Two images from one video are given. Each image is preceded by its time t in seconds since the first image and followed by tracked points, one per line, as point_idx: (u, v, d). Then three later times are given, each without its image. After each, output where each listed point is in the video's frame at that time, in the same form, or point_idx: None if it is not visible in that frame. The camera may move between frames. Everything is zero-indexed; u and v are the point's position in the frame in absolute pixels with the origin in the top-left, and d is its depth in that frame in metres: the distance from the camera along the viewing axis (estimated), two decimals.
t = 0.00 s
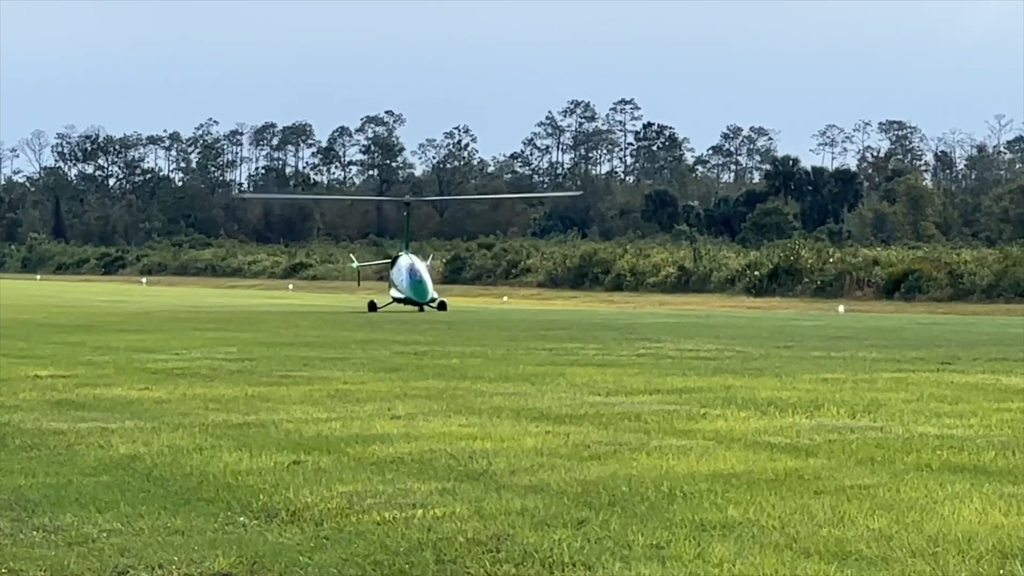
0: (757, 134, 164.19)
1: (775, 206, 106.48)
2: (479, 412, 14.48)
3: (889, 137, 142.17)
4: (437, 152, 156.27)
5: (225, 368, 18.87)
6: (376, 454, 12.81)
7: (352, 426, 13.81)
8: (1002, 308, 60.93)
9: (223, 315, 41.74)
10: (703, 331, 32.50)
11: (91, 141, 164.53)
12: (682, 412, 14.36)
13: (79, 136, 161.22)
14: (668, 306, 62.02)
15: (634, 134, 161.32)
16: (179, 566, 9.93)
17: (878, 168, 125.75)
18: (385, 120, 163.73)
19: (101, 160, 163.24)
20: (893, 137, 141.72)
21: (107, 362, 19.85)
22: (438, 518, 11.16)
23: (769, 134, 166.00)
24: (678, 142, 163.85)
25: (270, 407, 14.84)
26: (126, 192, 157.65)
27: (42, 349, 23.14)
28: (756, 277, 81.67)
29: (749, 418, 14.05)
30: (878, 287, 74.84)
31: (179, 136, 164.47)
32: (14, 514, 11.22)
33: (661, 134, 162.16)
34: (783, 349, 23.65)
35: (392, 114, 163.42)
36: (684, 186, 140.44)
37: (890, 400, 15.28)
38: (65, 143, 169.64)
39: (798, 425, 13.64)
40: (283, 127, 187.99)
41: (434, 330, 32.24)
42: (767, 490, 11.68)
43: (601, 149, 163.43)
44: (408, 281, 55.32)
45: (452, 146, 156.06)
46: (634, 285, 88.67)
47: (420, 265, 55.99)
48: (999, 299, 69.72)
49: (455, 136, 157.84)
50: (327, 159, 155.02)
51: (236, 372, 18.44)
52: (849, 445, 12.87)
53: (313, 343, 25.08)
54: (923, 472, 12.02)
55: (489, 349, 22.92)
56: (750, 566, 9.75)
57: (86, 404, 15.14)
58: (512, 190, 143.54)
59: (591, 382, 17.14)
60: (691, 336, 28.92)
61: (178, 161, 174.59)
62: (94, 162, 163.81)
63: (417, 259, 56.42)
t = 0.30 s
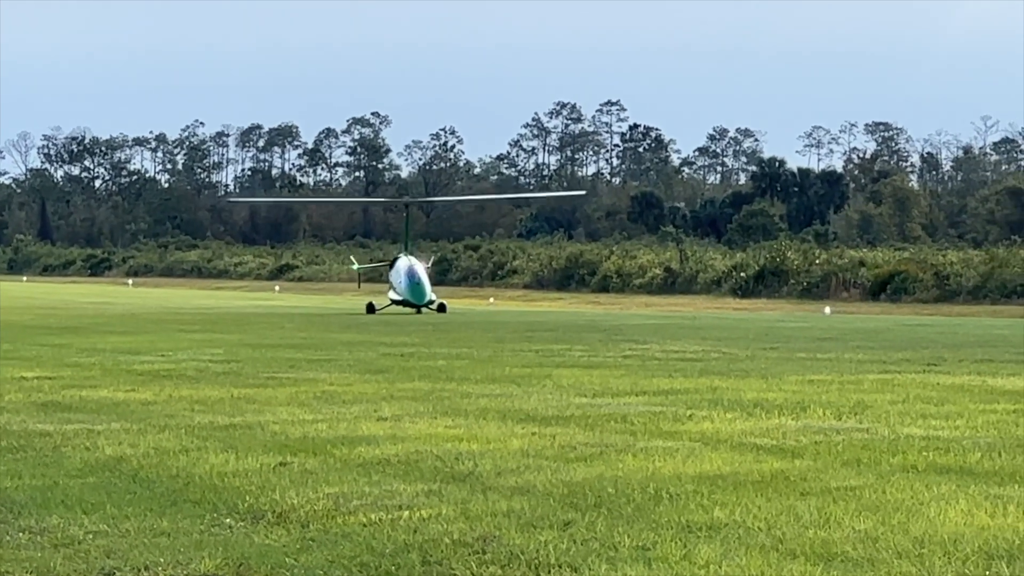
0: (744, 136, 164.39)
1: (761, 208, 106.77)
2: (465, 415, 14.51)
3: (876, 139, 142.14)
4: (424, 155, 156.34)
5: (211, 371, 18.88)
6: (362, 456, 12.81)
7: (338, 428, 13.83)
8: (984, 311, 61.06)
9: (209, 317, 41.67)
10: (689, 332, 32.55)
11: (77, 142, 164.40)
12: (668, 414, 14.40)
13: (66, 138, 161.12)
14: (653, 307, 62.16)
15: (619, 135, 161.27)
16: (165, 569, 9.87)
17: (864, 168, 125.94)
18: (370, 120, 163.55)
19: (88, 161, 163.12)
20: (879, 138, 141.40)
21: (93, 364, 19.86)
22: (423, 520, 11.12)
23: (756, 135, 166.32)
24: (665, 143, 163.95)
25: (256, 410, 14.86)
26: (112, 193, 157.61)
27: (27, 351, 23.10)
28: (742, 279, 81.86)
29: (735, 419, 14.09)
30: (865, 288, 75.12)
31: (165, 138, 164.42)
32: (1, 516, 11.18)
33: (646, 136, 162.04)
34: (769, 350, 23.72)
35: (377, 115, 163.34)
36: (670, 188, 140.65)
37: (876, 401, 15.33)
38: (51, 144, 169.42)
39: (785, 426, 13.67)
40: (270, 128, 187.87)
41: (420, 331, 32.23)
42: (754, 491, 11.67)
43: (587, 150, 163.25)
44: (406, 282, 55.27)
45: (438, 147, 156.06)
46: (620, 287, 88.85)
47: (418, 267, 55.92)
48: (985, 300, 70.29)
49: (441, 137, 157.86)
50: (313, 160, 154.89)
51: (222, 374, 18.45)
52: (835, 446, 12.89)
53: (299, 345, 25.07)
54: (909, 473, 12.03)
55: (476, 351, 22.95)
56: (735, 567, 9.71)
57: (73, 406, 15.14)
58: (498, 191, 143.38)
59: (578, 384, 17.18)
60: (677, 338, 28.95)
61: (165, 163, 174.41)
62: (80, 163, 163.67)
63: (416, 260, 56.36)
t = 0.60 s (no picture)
0: (732, 142, 164.73)
1: (751, 214, 107.04)
2: (454, 421, 14.56)
3: (865, 145, 142.37)
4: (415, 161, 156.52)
5: (198, 376, 18.92)
6: (351, 462, 12.83)
7: (327, 435, 13.86)
8: (971, 318, 61.36)
9: (198, 322, 41.63)
10: (677, 339, 32.57)
11: (66, 148, 164.38)
12: (657, 420, 14.47)
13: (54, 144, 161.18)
14: (641, 313, 62.31)
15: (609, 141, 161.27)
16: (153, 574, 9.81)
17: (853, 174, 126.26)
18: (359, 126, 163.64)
19: (76, 167, 163.22)
20: (867, 145, 141.67)
21: (82, 369, 19.90)
22: (412, 527, 11.07)
23: (744, 141, 166.75)
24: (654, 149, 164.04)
25: (245, 415, 14.87)
26: (101, 200, 157.63)
27: (17, 357, 23.08)
28: (731, 285, 81.97)
29: (724, 425, 14.13)
30: (854, 294, 75.44)
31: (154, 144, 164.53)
32: None
33: (636, 142, 161.96)
34: (756, 356, 23.76)
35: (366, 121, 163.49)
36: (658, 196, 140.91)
37: (865, 407, 15.39)
38: (39, 151, 169.42)
39: (774, 432, 13.73)
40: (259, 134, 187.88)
41: (409, 337, 32.25)
42: (743, 497, 11.66)
43: (576, 156, 163.42)
44: (405, 289, 55.30)
45: (427, 153, 156.22)
46: (609, 293, 88.99)
47: (418, 272, 55.91)
48: (975, 306, 70.62)
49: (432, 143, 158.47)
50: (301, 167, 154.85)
51: (210, 379, 18.48)
52: (824, 453, 12.91)
53: (286, 350, 25.06)
54: (898, 479, 12.04)
55: (463, 357, 22.96)
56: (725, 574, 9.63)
57: (60, 411, 15.15)
58: (487, 197, 143.36)
59: (566, 389, 17.23)
60: (665, 344, 29.00)
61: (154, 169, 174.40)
62: (69, 170, 163.73)
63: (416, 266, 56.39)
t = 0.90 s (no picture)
0: (727, 149, 164.68)
1: (744, 221, 107.23)
2: (449, 428, 14.56)
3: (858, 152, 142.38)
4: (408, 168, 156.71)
5: (193, 384, 18.90)
6: (345, 469, 12.84)
7: (321, 442, 13.87)
8: (962, 326, 61.38)
9: (194, 331, 41.60)
10: (674, 347, 32.55)
11: (59, 155, 164.22)
12: (651, 428, 14.47)
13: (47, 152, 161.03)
14: (634, 322, 62.30)
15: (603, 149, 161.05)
16: None
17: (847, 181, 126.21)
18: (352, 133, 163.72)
19: (69, 175, 162.96)
20: (861, 152, 141.59)
21: (76, 378, 19.87)
22: (406, 534, 11.05)
23: (738, 149, 166.80)
24: (648, 157, 163.94)
25: (239, 423, 14.89)
26: (95, 207, 157.50)
27: (11, 365, 23.05)
28: (724, 294, 81.96)
29: (717, 433, 14.15)
30: (847, 302, 75.47)
31: (147, 151, 164.50)
32: None
33: (630, 150, 161.62)
34: (753, 364, 23.76)
35: (361, 128, 163.64)
36: (651, 204, 141.00)
37: (859, 415, 15.42)
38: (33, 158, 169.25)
39: (768, 440, 13.73)
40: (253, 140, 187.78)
41: (403, 345, 32.21)
42: (737, 505, 11.66)
43: (570, 164, 163.32)
44: (407, 297, 55.31)
45: (422, 161, 156.45)
46: (602, 300, 88.97)
47: (421, 281, 55.93)
48: (968, 313, 70.61)
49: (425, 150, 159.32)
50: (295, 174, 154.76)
51: (204, 387, 18.48)
52: (817, 460, 12.93)
53: (282, 359, 25.05)
54: (892, 487, 12.04)
55: (458, 365, 22.95)
56: None
57: (54, 419, 15.17)
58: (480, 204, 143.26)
59: (560, 398, 17.26)
60: (662, 352, 28.96)
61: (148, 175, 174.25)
62: (62, 177, 163.52)
63: (419, 274, 56.41)
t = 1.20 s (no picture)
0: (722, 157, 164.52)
1: (739, 229, 107.29)
2: (443, 437, 14.56)
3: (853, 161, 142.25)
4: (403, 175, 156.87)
5: (188, 392, 18.89)
6: (340, 477, 12.85)
7: (316, 450, 13.88)
8: (959, 334, 61.37)
9: (190, 339, 41.54)
10: (670, 356, 32.51)
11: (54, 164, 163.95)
12: (646, 436, 14.48)
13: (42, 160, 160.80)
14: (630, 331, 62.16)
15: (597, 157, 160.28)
16: None
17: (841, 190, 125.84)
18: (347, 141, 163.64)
19: (64, 183, 162.65)
20: (856, 160, 141.50)
21: (71, 386, 19.84)
22: (400, 543, 11.02)
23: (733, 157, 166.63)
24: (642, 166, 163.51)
25: (234, 431, 14.89)
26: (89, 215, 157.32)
27: (5, 373, 23.02)
28: (719, 302, 81.87)
29: (712, 441, 14.17)
30: (842, 310, 75.20)
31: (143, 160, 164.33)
32: None
33: (625, 158, 161.02)
34: (749, 372, 23.75)
35: (355, 137, 163.63)
36: (647, 212, 140.98)
37: (854, 423, 15.45)
38: (28, 167, 169.00)
39: (763, 449, 13.73)
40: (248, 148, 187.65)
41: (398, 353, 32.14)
42: (732, 513, 11.63)
43: (564, 172, 162.84)
44: (409, 305, 55.32)
45: (417, 169, 156.60)
46: (597, 308, 88.92)
47: (424, 290, 55.96)
48: (964, 322, 70.57)
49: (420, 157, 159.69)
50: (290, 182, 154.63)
51: (199, 396, 18.49)
52: (812, 469, 12.94)
53: (278, 367, 25.00)
54: (887, 496, 12.03)
55: (452, 373, 22.95)
56: None
57: (49, 427, 15.18)
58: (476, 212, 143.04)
59: (554, 406, 17.26)
60: (657, 360, 28.94)
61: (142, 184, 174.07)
62: (57, 185, 163.20)
63: (422, 283, 56.41)
